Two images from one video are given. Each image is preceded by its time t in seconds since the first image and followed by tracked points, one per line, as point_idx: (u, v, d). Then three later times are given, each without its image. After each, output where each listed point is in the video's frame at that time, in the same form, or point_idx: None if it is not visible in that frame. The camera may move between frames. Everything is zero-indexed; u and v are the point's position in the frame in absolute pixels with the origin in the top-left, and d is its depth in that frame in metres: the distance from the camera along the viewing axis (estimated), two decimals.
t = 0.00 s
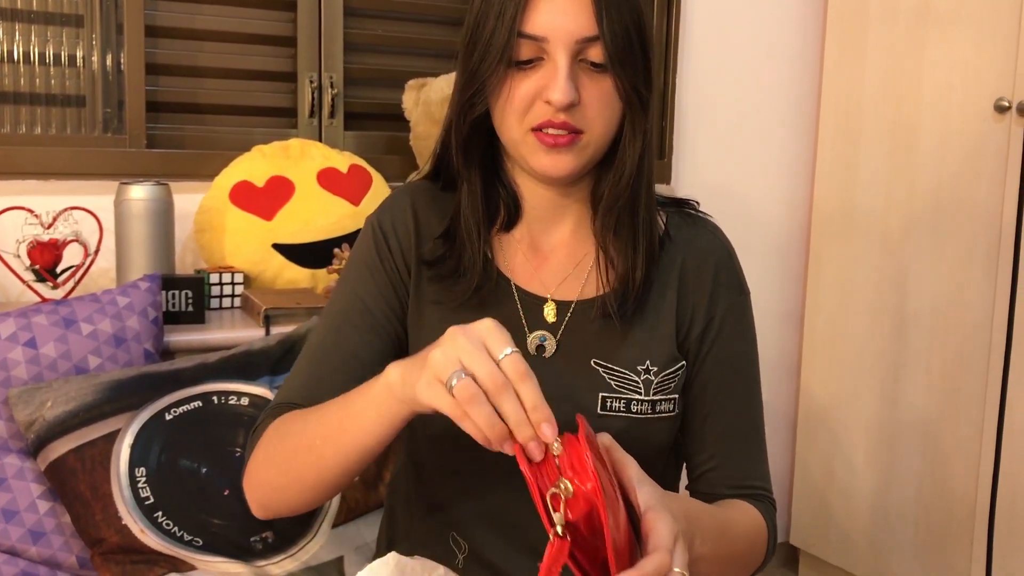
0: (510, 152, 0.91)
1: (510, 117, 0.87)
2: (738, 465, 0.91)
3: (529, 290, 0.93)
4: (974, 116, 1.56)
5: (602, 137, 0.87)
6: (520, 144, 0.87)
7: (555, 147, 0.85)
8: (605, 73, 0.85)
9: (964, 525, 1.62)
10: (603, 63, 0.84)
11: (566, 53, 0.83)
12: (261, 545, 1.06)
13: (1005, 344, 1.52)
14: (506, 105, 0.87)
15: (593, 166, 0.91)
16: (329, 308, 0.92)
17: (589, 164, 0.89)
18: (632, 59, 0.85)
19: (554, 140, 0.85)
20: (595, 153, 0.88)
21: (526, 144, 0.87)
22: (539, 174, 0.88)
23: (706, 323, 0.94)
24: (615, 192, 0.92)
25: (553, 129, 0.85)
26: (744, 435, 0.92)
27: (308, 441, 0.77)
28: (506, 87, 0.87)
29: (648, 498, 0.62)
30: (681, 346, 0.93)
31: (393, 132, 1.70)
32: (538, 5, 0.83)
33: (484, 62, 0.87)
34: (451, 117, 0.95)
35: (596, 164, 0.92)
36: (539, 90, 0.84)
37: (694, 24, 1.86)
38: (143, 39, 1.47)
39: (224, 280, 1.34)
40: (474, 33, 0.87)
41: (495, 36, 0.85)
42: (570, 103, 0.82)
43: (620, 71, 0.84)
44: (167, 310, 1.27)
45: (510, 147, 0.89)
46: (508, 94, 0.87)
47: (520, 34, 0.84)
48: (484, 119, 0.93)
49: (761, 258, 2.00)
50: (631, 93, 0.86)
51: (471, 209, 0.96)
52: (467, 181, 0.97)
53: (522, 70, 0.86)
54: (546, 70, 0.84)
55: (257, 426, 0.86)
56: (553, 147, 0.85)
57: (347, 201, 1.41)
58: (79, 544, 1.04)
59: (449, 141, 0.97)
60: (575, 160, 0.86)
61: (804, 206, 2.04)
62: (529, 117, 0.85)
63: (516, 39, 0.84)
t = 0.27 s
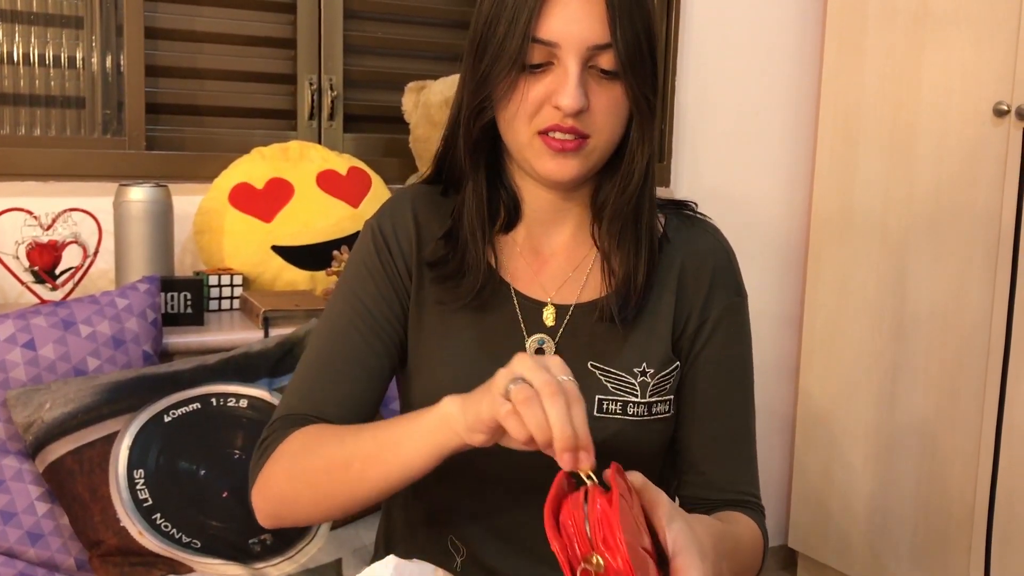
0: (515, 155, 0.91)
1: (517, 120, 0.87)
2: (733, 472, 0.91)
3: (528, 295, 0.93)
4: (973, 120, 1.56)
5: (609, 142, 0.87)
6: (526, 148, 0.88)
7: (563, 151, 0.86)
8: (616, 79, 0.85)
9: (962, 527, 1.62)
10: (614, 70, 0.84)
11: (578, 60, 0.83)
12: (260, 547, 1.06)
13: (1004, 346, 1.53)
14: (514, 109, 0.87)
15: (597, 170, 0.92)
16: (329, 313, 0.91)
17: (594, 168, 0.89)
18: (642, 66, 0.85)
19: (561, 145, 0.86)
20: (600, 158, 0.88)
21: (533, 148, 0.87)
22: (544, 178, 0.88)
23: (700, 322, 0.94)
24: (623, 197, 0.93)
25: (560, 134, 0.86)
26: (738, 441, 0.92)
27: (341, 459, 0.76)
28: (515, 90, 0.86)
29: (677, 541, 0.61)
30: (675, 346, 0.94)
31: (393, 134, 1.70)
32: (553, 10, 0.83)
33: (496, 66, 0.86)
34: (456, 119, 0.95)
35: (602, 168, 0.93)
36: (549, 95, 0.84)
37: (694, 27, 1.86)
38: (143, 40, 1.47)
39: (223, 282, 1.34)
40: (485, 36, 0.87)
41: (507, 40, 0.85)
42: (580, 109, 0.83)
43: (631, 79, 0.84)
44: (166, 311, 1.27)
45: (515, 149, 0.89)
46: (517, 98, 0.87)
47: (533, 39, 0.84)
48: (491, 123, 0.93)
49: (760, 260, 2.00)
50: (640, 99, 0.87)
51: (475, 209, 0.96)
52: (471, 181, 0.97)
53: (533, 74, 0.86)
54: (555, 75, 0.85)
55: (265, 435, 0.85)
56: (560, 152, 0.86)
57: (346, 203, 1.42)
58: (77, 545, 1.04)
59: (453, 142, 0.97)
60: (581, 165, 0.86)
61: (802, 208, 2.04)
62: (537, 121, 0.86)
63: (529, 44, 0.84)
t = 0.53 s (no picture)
0: (513, 156, 0.91)
1: (514, 122, 0.87)
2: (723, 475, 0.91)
3: (524, 297, 0.93)
4: (972, 120, 1.57)
5: (606, 143, 0.87)
6: (523, 149, 0.88)
7: (560, 152, 0.86)
8: (614, 80, 0.85)
9: (960, 526, 1.62)
10: (611, 71, 0.85)
11: (574, 61, 0.84)
12: (258, 546, 1.06)
13: (1002, 346, 1.53)
14: (511, 110, 0.87)
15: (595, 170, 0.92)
16: (326, 317, 0.91)
17: (592, 169, 0.89)
18: (640, 67, 0.85)
19: (558, 146, 0.86)
20: (598, 159, 0.88)
21: (530, 150, 0.87)
22: (541, 179, 0.88)
23: (695, 322, 0.94)
24: (620, 198, 0.92)
25: (557, 135, 0.86)
26: (733, 444, 0.92)
27: (364, 470, 0.78)
28: (512, 92, 0.87)
29: None
30: (670, 346, 0.93)
31: (392, 133, 1.70)
32: (549, 12, 0.83)
33: (492, 67, 0.86)
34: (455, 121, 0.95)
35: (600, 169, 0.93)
36: (545, 96, 0.85)
37: (693, 26, 1.86)
38: (142, 39, 1.47)
39: (221, 281, 1.34)
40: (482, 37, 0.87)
41: (503, 42, 0.85)
42: (576, 110, 0.83)
43: (628, 79, 0.84)
44: (165, 309, 1.27)
45: (513, 151, 0.90)
46: (513, 100, 0.87)
47: (530, 40, 0.84)
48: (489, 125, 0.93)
49: (759, 259, 2.00)
50: (638, 100, 0.87)
51: (474, 209, 0.96)
52: (470, 182, 0.97)
53: (529, 75, 0.86)
54: (552, 76, 0.85)
55: (258, 437, 0.86)
56: (557, 153, 0.86)
57: (345, 202, 1.41)
58: (75, 544, 1.04)
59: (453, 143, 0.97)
60: (579, 166, 0.87)
61: (802, 208, 2.04)
62: (534, 123, 0.86)
63: (525, 46, 0.84)
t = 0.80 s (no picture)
0: (506, 141, 0.91)
1: (507, 107, 0.87)
2: (720, 459, 0.91)
3: (519, 278, 0.93)
4: (971, 107, 1.56)
5: (598, 129, 0.87)
6: (516, 135, 0.88)
7: (551, 139, 0.86)
8: (604, 66, 0.84)
9: (956, 513, 1.63)
10: (602, 57, 0.84)
11: (564, 47, 0.83)
12: (255, 531, 1.06)
13: (999, 333, 1.53)
14: (503, 96, 0.87)
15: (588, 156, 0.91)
16: (306, 286, 0.92)
17: (585, 156, 0.89)
18: (632, 52, 0.85)
19: (550, 133, 0.86)
20: (591, 145, 0.88)
21: (522, 136, 0.87)
22: (534, 165, 0.88)
23: (691, 307, 0.94)
24: (616, 183, 0.92)
25: (549, 121, 0.85)
26: (726, 428, 0.92)
27: (313, 442, 0.76)
28: (503, 78, 0.87)
29: None
30: (666, 331, 0.94)
31: (389, 119, 1.69)
32: None
33: (483, 53, 0.86)
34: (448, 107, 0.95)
35: (592, 154, 0.93)
36: (536, 82, 0.84)
37: (691, 14, 1.86)
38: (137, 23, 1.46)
39: (218, 267, 1.33)
40: (473, 23, 0.87)
41: (493, 27, 0.84)
42: (567, 97, 0.82)
43: (619, 65, 0.84)
44: (161, 295, 1.27)
45: (506, 137, 0.89)
46: (505, 85, 0.86)
47: (519, 26, 0.83)
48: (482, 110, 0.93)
49: (757, 247, 2.00)
50: (630, 86, 0.86)
51: (468, 193, 0.96)
52: (464, 168, 0.97)
53: (520, 61, 0.86)
54: (543, 62, 0.84)
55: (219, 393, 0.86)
56: (548, 140, 0.86)
57: (342, 188, 1.41)
58: (72, 529, 1.04)
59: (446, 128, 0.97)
60: (570, 154, 0.86)
61: (800, 196, 2.04)
62: (526, 109, 0.86)
63: (515, 31, 0.84)
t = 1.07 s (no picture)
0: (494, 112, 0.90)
1: (493, 77, 0.87)
2: (705, 428, 0.91)
3: (510, 248, 0.93)
4: (969, 78, 1.55)
5: (586, 97, 0.87)
6: (502, 105, 0.87)
7: (538, 109, 0.85)
8: (589, 32, 0.84)
9: (950, 485, 1.64)
10: (587, 23, 0.84)
11: (548, 13, 0.83)
12: (251, 502, 1.06)
13: (995, 305, 1.53)
14: (489, 64, 0.87)
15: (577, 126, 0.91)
16: (311, 272, 0.92)
17: (573, 126, 0.88)
18: (616, 17, 0.85)
19: (536, 102, 0.85)
20: (579, 114, 0.87)
21: (509, 106, 0.87)
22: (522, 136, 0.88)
23: (683, 277, 0.93)
24: (603, 152, 0.92)
25: (536, 89, 0.85)
26: (714, 397, 0.92)
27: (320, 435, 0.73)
28: (489, 46, 0.87)
29: None
30: (658, 301, 0.93)
31: (384, 91, 1.68)
32: None
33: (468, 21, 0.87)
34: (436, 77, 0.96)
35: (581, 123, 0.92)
36: (522, 49, 0.84)
37: None
38: None
39: (212, 240, 1.33)
40: None
41: None
42: (552, 63, 0.82)
43: (604, 30, 0.84)
44: (156, 268, 1.26)
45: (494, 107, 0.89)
46: (491, 53, 0.87)
47: None
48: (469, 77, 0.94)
49: (754, 222, 2.00)
50: (615, 52, 0.86)
51: (456, 165, 0.96)
52: (451, 139, 0.96)
53: (505, 28, 0.86)
54: (527, 29, 0.84)
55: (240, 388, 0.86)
56: (535, 110, 0.85)
57: (336, 160, 1.40)
58: (69, 500, 1.05)
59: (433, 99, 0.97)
60: (558, 124, 0.86)
61: (797, 171, 2.03)
62: (511, 77, 0.85)
63: None
